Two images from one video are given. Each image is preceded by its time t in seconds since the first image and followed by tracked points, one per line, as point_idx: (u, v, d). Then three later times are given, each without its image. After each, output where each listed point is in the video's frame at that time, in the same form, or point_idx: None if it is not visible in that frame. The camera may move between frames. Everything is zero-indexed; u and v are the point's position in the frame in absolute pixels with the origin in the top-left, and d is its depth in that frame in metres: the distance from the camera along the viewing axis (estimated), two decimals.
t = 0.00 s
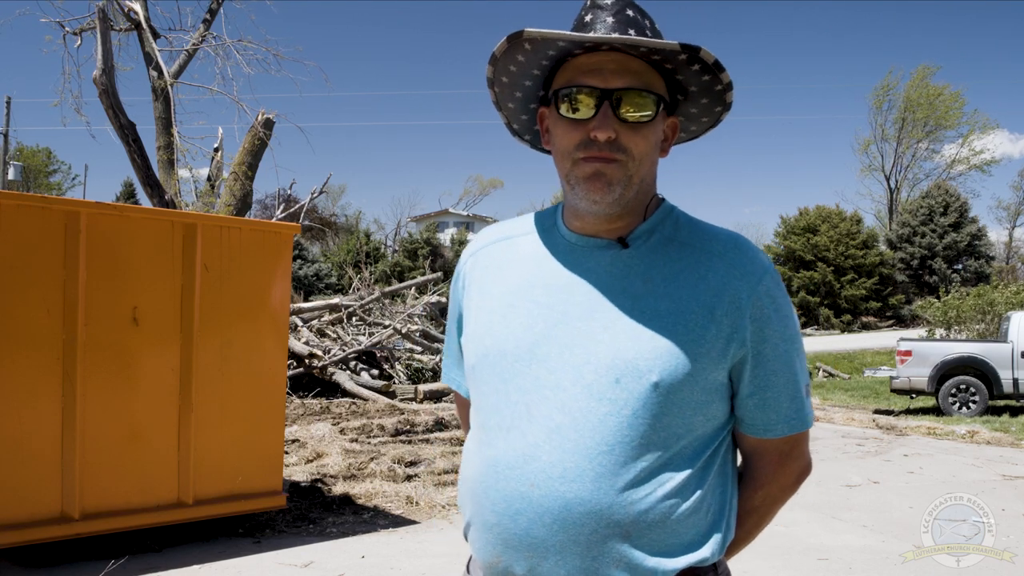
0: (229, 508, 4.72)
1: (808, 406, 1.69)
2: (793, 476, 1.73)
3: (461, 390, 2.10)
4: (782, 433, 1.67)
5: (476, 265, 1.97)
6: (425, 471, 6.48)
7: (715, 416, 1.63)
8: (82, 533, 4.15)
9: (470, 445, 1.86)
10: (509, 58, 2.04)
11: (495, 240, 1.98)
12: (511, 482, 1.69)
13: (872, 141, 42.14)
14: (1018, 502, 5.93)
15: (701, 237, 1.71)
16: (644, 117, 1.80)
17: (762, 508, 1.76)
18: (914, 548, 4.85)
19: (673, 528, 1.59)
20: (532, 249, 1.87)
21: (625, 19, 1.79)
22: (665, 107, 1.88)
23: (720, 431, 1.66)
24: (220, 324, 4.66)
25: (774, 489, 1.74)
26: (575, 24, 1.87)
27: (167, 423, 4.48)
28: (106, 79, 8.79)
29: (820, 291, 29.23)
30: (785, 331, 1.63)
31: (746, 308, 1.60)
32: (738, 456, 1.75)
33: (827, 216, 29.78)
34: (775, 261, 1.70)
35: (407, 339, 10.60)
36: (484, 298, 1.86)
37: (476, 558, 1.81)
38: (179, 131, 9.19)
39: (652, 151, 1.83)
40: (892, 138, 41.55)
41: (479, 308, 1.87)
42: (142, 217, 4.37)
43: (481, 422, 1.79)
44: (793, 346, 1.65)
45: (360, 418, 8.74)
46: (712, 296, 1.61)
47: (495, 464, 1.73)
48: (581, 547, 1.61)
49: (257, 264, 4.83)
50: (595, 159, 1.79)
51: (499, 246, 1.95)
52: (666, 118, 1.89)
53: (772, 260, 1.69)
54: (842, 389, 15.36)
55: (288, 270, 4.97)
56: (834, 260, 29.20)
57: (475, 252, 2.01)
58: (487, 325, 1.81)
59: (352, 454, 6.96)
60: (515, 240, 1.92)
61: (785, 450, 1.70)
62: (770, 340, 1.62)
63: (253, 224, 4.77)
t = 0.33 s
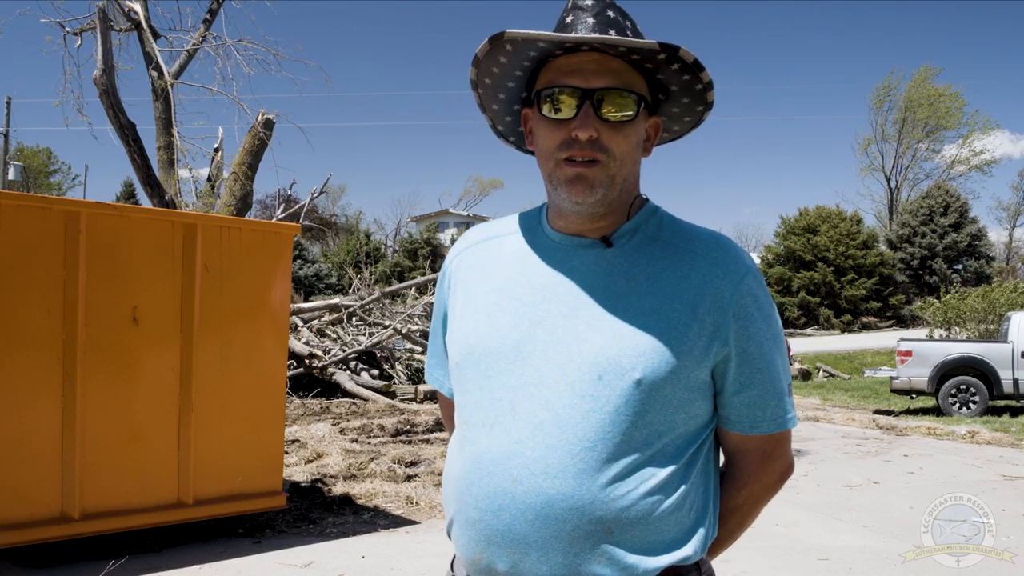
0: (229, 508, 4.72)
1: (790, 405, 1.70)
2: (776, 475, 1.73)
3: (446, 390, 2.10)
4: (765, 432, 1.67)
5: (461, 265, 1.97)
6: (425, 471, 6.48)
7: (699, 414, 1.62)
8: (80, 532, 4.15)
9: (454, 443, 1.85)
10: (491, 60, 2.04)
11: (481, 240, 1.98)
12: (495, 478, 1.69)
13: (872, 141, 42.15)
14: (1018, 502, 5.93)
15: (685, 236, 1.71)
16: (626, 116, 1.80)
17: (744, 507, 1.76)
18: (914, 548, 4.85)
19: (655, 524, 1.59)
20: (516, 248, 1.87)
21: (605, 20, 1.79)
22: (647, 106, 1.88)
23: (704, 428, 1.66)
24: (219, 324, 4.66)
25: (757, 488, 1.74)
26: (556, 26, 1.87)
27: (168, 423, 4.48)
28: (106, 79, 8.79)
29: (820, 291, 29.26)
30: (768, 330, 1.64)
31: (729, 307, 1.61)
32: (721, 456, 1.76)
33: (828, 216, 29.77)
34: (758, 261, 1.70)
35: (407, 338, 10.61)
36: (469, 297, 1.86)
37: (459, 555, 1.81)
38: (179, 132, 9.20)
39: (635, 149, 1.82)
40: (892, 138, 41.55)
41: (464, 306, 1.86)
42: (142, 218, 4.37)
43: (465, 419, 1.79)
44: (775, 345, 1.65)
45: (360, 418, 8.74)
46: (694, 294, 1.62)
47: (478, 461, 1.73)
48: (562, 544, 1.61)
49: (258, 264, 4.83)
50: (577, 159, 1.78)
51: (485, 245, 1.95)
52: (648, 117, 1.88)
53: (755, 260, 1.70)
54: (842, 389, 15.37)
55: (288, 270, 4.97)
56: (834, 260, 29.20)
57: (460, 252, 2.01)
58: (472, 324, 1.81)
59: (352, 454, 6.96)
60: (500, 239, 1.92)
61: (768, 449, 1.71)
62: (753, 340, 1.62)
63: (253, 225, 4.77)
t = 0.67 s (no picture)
0: (229, 508, 4.72)
1: (806, 403, 1.69)
2: (796, 474, 1.72)
3: (463, 396, 2.11)
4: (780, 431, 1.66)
5: (473, 272, 1.98)
6: (425, 471, 6.49)
7: (712, 416, 1.62)
8: (80, 533, 4.15)
9: (471, 451, 1.86)
10: (489, 70, 2.05)
11: (491, 246, 1.98)
12: (509, 486, 1.69)
13: (873, 141, 42.17)
14: (1018, 502, 5.93)
15: (694, 236, 1.70)
16: (627, 119, 1.80)
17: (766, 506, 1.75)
18: (914, 548, 4.85)
19: (672, 529, 1.59)
20: (527, 253, 1.87)
21: (601, 23, 1.79)
22: (649, 107, 1.87)
23: (719, 431, 1.65)
24: (220, 324, 4.66)
25: (779, 487, 1.73)
26: (552, 34, 1.87)
27: (168, 424, 4.49)
28: (106, 79, 8.80)
29: (820, 291, 29.27)
30: (780, 329, 1.63)
31: (739, 307, 1.61)
32: (741, 456, 1.75)
33: (827, 217, 29.76)
34: (769, 259, 1.69)
35: (407, 339, 10.61)
36: (480, 303, 1.87)
37: (478, 562, 1.81)
38: (178, 132, 9.20)
39: (639, 152, 1.81)
40: (892, 138, 41.54)
41: (476, 313, 1.87)
42: (142, 217, 4.37)
43: (479, 427, 1.79)
44: (789, 342, 1.64)
45: (360, 418, 8.74)
46: (703, 295, 1.62)
47: (493, 469, 1.73)
48: (579, 551, 1.61)
49: (258, 263, 4.83)
50: (581, 167, 1.78)
51: (495, 251, 1.95)
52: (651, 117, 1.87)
53: (766, 258, 1.69)
54: (842, 389, 15.38)
55: (289, 270, 4.97)
56: (834, 260, 29.22)
57: (472, 260, 2.02)
58: (483, 332, 1.81)
59: (352, 454, 6.97)
60: (509, 245, 1.93)
61: (788, 447, 1.70)
62: (764, 338, 1.62)
63: (252, 224, 4.77)
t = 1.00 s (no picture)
0: (229, 508, 4.72)
1: (819, 404, 1.67)
2: (809, 475, 1.72)
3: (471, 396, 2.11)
4: (792, 433, 1.65)
5: (483, 271, 1.98)
6: (425, 471, 6.48)
7: (723, 417, 1.62)
8: (80, 533, 4.15)
9: (481, 451, 1.87)
10: (502, 67, 2.04)
11: (503, 245, 1.98)
12: (520, 487, 1.70)
13: (872, 140, 42.17)
14: (1018, 502, 5.93)
15: (705, 236, 1.70)
16: (641, 118, 1.80)
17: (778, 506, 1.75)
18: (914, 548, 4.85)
19: (682, 531, 1.59)
20: (538, 253, 1.87)
21: (615, 20, 1.78)
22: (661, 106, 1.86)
23: (730, 432, 1.65)
24: (220, 324, 4.66)
25: (791, 488, 1.73)
26: (567, 30, 1.87)
27: (168, 424, 4.49)
28: (106, 79, 8.79)
29: (820, 291, 29.27)
30: (793, 329, 1.62)
31: (752, 306, 1.60)
32: (754, 457, 1.75)
33: (827, 216, 29.74)
34: (782, 259, 1.68)
35: (407, 339, 10.61)
36: (490, 302, 1.87)
37: (487, 562, 1.82)
38: (178, 132, 9.20)
39: (651, 151, 1.81)
40: (892, 138, 41.53)
41: (486, 312, 1.87)
42: (141, 218, 4.37)
43: (489, 427, 1.80)
44: (801, 343, 1.63)
45: (360, 418, 8.74)
46: (715, 295, 1.61)
47: (503, 469, 1.74)
48: (590, 552, 1.61)
49: (257, 263, 4.83)
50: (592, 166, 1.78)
51: (507, 250, 1.95)
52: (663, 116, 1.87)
53: (779, 258, 1.68)
54: (842, 389, 15.38)
55: (288, 270, 4.97)
56: (834, 260, 29.20)
57: (483, 259, 2.02)
58: (494, 331, 1.82)
59: (352, 454, 6.97)
60: (521, 244, 1.93)
61: (801, 448, 1.69)
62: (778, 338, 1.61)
63: (252, 224, 4.77)
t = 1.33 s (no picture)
0: (229, 508, 4.72)
1: (805, 407, 1.68)
2: (792, 478, 1.72)
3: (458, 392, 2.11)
4: (779, 434, 1.66)
5: (472, 267, 1.97)
6: (425, 471, 6.49)
7: (711, 418, 1.62)
8: (80, 533, 4.14)
9: (466, 449, 1.86)
10: (492, 74, 2.04)
11: (492, 242, 1.97)
12: (507, 485, 1.69)
13: (872, 140, 42.17)
14: (1018, 502, 5.93)
15: (696, 237, 1.71)
16: (633, 123, 1.79)
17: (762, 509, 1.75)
18: (914, 548, 4.84)
19: (669, 530, 1.59)
20: (528, 251, 1.87)
21: (606, 26, 1.78)
22: (653, 110, 1.86)
23: (718, 433, 1.66)
24: (219, 324, 4.66)
25: (774, 490, 1.73)
26: (556, 36, 1.86)
27: (168, 423, 4.49)
28: (106, 79, 8.79)
29: (820, 291, 29.26)
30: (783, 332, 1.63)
31: (742, 309, 1.60)
32: (738, 459, 1.75)
33: (827, 216, 29.68)
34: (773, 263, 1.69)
35: (407, 339, 10.61)
36: (479, 299, 1.87)
37: (473, 561, 1.81)
38: (178, 132, 9.20)
39: (642, 155, 1.81)
40: (892, 138, 41.52)
41: (475, 309, 1.86)
42: (142, 218, 4.37)
43: (477, 424, 1.79)
44: (791, 347, 1.64)
45: (360, 418, 8.74)
46: (706, 296, 1.61)
47: (490, 467, 1.73)
48: (576, 551, 1.61)
49: (257, 263, 4.83)
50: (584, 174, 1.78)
51: (497, 246, 1.95)
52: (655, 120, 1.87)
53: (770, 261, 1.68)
54: (842, 389, 15.38)
55: (289, 270, 4.97)
56: (834, 260, 29.21)
57: (471, 255, 2.01)
58: (483, 328, 1.81)
59: (352, 454, 6.98)
60: (510, 242, 1.92)
61: (785, 452, 1.70)
62: (767, 341, 1.61)
63: (252, 224, 4.77)
